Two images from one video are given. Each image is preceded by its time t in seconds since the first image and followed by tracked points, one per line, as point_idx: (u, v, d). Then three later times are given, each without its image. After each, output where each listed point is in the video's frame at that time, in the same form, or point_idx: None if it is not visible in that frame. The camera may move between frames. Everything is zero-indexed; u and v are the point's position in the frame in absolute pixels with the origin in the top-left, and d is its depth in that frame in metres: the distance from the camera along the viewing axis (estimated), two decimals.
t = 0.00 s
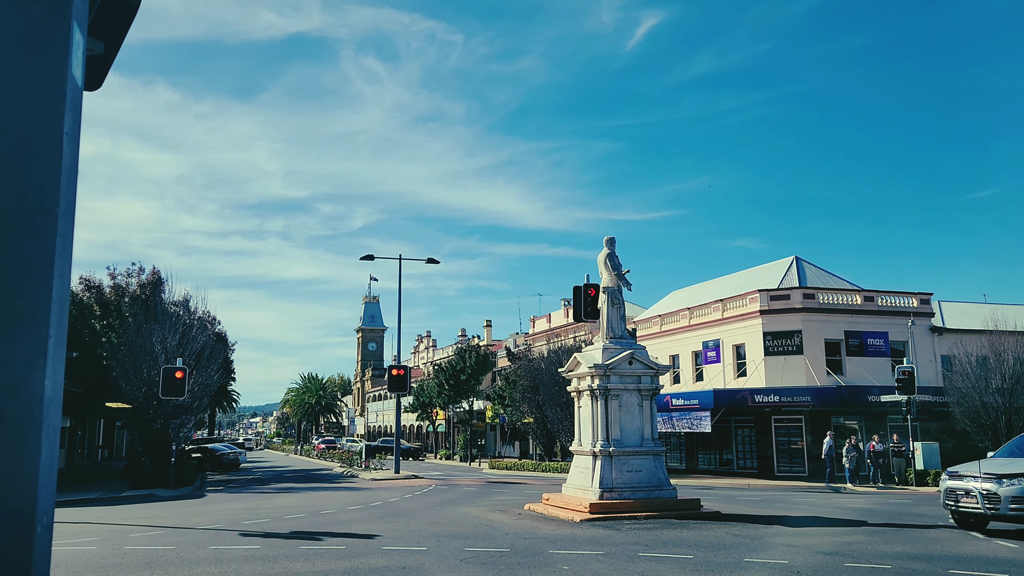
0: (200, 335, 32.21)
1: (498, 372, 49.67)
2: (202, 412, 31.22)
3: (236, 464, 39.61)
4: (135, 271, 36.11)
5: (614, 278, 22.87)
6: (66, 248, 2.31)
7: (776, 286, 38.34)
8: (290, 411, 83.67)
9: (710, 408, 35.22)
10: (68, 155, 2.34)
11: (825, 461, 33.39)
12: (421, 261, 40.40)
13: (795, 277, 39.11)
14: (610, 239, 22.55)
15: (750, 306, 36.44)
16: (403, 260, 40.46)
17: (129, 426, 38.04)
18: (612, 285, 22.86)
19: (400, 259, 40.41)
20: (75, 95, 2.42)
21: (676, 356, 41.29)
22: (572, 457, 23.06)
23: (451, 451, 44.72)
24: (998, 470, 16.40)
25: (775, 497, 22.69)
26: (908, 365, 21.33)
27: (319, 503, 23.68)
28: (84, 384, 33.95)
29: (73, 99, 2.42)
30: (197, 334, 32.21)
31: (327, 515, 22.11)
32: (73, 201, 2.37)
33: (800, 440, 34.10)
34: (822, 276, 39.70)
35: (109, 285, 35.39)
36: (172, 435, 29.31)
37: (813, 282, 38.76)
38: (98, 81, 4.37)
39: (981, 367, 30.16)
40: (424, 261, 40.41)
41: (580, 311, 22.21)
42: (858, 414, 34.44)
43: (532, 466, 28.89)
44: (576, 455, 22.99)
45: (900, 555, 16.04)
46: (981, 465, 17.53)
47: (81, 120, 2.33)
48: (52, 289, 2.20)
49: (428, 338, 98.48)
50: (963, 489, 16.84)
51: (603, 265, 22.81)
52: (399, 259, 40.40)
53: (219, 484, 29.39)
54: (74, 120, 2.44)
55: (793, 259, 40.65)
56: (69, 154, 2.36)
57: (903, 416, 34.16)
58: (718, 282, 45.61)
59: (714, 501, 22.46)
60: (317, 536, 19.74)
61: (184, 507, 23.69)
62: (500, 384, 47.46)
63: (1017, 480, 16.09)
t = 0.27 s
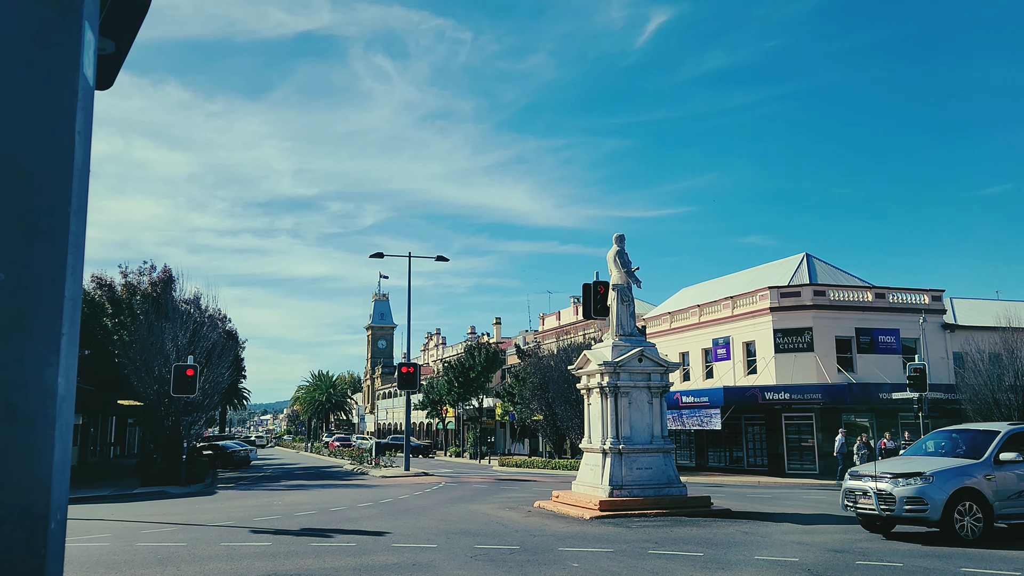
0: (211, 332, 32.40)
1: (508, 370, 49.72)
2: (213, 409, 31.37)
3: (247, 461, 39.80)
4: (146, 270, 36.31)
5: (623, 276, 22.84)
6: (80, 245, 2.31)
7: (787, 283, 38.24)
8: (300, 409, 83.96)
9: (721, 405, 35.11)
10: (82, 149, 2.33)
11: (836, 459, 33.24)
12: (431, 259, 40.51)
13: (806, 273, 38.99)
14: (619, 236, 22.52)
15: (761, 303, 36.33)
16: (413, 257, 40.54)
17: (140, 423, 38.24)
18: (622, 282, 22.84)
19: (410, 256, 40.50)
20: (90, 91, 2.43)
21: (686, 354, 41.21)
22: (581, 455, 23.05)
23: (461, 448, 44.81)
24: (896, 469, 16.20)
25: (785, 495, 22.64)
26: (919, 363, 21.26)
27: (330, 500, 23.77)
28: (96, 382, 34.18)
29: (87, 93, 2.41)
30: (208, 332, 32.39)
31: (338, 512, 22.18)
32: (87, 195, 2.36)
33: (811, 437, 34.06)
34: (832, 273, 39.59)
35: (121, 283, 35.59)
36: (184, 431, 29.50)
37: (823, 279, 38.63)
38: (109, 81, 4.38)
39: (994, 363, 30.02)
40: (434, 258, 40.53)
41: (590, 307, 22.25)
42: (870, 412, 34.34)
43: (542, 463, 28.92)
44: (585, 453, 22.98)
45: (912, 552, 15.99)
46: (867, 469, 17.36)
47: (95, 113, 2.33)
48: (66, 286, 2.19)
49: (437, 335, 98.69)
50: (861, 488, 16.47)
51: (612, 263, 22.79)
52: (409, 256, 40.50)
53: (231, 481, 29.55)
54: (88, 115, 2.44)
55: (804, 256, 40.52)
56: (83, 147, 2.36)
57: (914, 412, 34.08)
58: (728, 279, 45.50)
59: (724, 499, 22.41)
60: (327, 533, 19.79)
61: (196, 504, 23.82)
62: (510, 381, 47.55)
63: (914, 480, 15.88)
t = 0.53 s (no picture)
0: (220, 331, 32.51)
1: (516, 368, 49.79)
2: (223, 407, 31.51)
3: (257, 458, 39.96)
4: (156, 268, 36.49)
5: (631, 273, 22.83)
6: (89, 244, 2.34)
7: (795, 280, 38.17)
8: (309, 407, 84.18)
9: (729, 403, 35.01)
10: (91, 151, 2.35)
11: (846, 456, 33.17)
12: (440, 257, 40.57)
13: (815, 270, 38.90)
14: (628, 233, 22.51)
15: (769, 300, 36.25)
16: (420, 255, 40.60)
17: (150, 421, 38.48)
18: (630, 279, 22.84)
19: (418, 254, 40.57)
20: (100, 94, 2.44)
21: (694, 352, 41.17)
22: (590, 452, 23.06)
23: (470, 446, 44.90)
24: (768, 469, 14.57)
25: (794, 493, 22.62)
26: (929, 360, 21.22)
27: (339, 497, 23.84)
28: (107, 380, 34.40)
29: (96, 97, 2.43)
30: (217, 330, 32.57)
31: (346, 510, 22.24)
32: (95, 197, 2.37)
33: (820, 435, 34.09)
34: (841, 270, 39.49)
35: (130, 281, 35.64)
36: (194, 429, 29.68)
37: (832, 276, 38.54)
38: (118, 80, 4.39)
39: (1004, 360, 29.91)
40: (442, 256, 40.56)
41: (598, 305, 22.28)
42: (879, 409, 34.23)
43: (551, 461, 28.94)
44: (594, 450, 22.99)
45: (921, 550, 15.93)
46: (744, 468, 15.75)
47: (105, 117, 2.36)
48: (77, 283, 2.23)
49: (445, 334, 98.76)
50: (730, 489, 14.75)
51: (621, 260, 22.79)
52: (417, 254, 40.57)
53: (241, 479, 29.67)
54: (97, 117, 2.45)
55: (812, 253, 40.43)
56: (92, 150, 2.37)
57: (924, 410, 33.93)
58: (736, 276, 45.43)
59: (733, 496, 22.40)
60: (336, 530, 19.85)
61: (205, 501, 23.92)
62: (518, 379, 47.64)
63: (785, 480, 14.26)
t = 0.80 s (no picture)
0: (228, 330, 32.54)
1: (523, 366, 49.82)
2: (231, 405, 31.63)
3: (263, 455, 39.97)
4: (164, 266, 36.56)
5: (639, 271, 22.81)
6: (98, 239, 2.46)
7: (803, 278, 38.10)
8: (316, 404, 84.24)
9: (737, 401, 34.91)
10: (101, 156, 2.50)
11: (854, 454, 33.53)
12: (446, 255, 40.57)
13: (822, 268, 38.83)
14: (635, 231, 22.47)
15: (777, 298, 36.14)
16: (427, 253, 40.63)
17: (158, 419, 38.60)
18: (637, 277, 22.82)
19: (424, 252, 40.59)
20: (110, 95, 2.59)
21: (701, 349, 41.10)
22: (597, 450, 23.08)
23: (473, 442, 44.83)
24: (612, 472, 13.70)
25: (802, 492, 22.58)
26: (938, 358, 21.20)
27: (347, 496, 23.88)
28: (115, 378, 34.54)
29: (108, 97, 2.55)
30: (225, 329, 32.66)
31: (354, 508, 22.29)
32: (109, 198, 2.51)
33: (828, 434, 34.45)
34: (849, 268, 39.42)
35: (138, 279, 35.66)
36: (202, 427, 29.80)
37: (840, 274, 38.46)
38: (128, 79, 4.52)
39: (1013, 358, 29.82)
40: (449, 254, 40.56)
41: (605, 302, 22.28)
42: (888, 407, 34.31)
43: (558, 459, 28.92)
44: (601, 448, 23.01)
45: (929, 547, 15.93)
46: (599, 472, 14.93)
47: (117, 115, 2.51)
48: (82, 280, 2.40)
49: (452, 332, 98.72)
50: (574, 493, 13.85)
51: (628, 258, 22.77)
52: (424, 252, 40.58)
53: (249, 477, 29.75)
54: (109, 117, 2.58)
55: (820, 250, 40.34)
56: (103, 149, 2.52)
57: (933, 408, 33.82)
58: (743, 274, 45.34)
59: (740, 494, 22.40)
60: (344, 528, 19.89)
61: (213, 499, 23.99)
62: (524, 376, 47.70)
63: (627, 483, 13.41)
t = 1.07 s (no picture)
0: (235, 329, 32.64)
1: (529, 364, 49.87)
2: (237, 403, 31.76)
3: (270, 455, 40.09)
4: (171, 265, 36.71)
5: (645, 269, 22.80)
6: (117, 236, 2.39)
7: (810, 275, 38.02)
8: (322, 403, 84.50)
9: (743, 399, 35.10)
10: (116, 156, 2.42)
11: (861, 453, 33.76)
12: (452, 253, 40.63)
13: (829, 266, 38.73)
14: (640, 229, 22.43)
15: (783, 296, 36.08)
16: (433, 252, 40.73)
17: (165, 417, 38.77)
18: (643, 275, 22.81)
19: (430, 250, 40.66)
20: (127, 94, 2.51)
21: (708, 348, 41.00)
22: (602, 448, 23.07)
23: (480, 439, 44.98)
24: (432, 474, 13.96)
25: (809, 492, 22.53)
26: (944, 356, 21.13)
27: (354, 494, 23.94)
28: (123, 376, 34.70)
29: (123, 94, 2.47)
30: (232, 327, 32.79)
31: (361, 506, 22.34)
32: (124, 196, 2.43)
33: (835, 432, 34.37)
34: (856, 265, 39.32)
35: (145, 278, 35.81)
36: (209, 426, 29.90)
37: (847, 271, 38.36)
38: (146, 75, 4.50)
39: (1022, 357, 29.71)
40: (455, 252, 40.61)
41: (611, 300, 22.28)
42: (895, 406, 34.33)
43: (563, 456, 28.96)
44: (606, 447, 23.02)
45: (937, 548, 15.88)
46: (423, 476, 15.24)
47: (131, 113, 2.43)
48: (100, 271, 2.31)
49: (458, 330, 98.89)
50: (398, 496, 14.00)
51: (634, 256, 22.77)
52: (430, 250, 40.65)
53: (255, 474, 29.88)
54: (125, 116, 2.50)
55: (827, 248, 40.23)
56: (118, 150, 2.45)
57: (940, 406, 33.73)
58: (750, 272, 45.25)
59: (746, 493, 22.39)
60: (351, 526, 19.95)
61: (221, 497, 24.10)
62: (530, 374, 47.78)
63: (446, 485, 13.79)
